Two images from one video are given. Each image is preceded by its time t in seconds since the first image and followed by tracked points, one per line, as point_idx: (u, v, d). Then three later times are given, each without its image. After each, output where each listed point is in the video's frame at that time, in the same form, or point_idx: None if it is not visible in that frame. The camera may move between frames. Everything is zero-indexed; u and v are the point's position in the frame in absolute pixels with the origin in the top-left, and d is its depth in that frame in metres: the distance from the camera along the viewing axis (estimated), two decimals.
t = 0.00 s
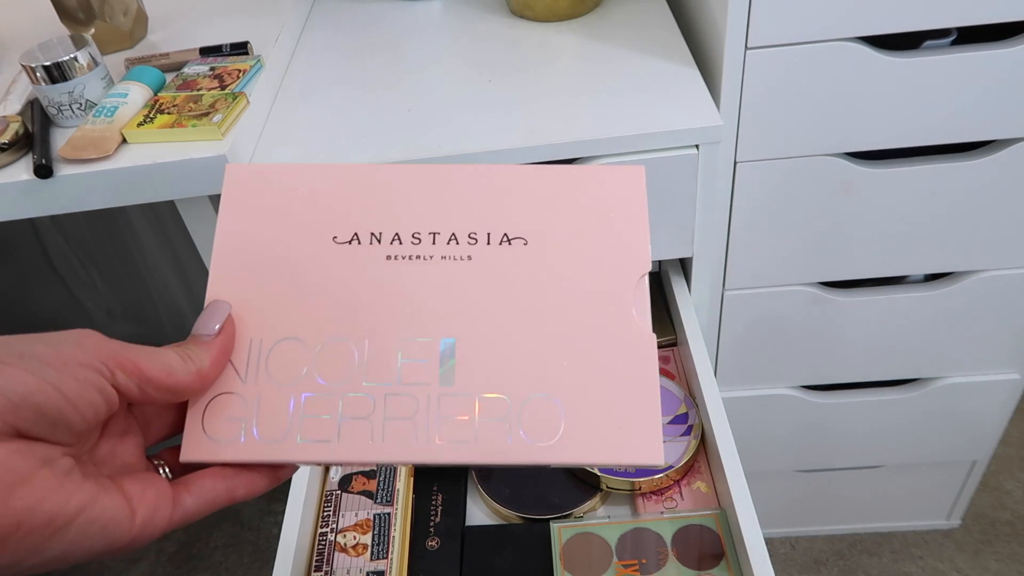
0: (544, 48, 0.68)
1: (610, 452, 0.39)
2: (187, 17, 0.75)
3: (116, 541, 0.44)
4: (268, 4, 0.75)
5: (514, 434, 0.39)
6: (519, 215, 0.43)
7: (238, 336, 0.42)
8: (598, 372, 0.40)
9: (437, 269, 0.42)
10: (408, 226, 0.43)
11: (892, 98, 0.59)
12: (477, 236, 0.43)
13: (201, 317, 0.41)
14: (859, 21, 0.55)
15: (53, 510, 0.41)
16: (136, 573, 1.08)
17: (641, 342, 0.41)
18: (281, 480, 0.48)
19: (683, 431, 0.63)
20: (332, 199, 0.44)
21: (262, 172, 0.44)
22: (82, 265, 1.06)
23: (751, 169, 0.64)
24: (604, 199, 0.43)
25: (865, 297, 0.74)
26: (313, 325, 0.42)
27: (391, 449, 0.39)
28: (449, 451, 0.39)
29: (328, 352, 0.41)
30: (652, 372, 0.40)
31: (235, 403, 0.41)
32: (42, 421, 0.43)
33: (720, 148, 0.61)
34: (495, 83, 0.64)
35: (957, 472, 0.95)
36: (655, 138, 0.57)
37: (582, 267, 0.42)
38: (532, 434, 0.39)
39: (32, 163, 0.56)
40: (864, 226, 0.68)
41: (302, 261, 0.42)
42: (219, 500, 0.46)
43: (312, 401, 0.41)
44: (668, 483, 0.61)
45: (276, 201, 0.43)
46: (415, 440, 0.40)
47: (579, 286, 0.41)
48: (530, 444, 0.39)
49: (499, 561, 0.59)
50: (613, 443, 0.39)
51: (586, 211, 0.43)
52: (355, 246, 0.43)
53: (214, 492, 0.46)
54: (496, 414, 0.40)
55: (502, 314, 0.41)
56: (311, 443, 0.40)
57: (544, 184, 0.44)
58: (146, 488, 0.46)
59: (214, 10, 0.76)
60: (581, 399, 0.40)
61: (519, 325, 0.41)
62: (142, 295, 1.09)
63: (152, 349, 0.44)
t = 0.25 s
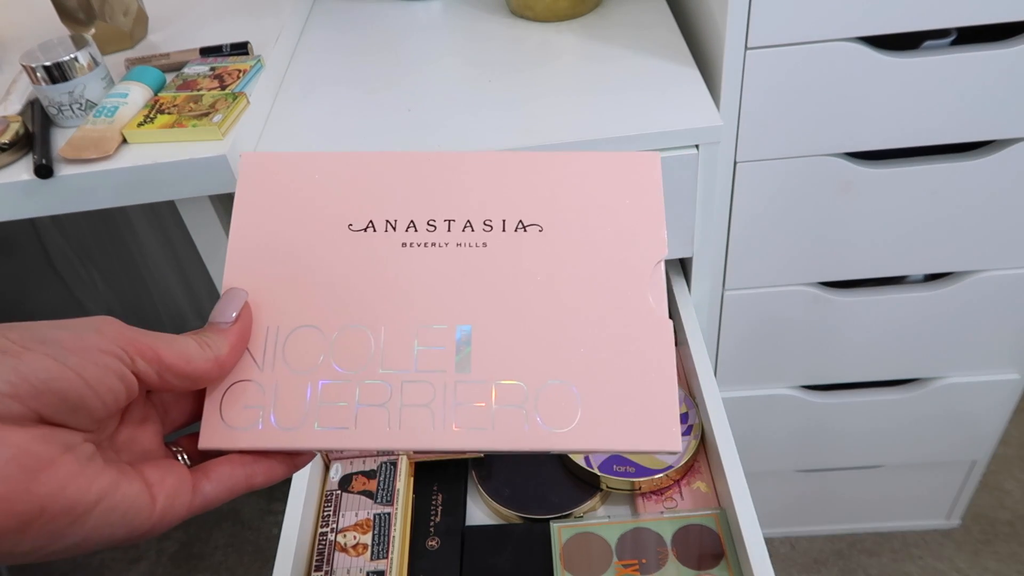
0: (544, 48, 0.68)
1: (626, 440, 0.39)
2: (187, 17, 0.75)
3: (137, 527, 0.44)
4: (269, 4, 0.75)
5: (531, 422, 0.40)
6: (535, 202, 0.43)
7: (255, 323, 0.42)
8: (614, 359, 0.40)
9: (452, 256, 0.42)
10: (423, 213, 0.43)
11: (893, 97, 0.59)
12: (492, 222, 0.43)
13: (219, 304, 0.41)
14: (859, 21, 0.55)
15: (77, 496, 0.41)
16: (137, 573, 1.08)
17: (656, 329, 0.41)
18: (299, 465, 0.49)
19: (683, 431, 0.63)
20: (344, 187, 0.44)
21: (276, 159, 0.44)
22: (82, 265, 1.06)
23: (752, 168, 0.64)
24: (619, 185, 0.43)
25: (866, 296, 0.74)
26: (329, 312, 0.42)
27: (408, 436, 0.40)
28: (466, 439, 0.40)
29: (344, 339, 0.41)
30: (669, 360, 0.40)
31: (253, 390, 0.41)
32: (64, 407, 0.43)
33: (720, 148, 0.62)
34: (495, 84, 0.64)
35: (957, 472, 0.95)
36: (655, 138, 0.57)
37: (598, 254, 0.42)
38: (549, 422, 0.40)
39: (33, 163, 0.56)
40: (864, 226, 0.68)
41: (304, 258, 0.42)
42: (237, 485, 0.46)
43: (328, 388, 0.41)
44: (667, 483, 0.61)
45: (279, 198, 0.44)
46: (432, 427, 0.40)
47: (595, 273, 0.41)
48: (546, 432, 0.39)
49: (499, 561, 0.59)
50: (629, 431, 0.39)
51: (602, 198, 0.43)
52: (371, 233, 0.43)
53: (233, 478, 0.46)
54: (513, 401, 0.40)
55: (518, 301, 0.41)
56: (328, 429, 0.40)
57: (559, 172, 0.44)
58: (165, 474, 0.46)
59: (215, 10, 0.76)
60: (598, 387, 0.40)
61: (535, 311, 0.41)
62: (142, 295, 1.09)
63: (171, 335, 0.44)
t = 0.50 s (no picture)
0: (543, 47, 0.68)
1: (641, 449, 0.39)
2: (188, 17, 0.75)
3: (151, 535, 0.44)
4: (269, 4, 0.75)
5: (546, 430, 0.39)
6: (550, 210, 0.43)
7: (270, 330, 0.42)
8: (629, 368, 0.40)
9: (467, 264, 0.42)
10: (439, 220, 0.43)
11: (893, 97, 0.59)
12: (508, 230, 0.43)
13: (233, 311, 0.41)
14: (859, 21, 0.55)
15: (91, 505, 0.41)
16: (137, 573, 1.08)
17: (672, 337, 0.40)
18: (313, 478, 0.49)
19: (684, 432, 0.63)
20: (360, 194, 0.44)
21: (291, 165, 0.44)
22: (82, 265, 1.06)
23: (753, 168, 0.64)
24: (637, 193, 0.43)
25: (866, 297, 0.74)
26: (344, 320, 0.42)
27: (421, 445, 0.39)
28: (480, 447, 0.39)
29: (360, 346, 0.41)
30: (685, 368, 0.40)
31: (267, 397, 0.41)
32: (78, 413, 0.43)
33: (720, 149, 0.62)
34: (495, 83, 0.64)
35: (958, 473, 0.95)
36: (654, 138, 0.57)
37: (613, 262, 0.42)
38: (563, 430, 0.39)
39: (33, 163, 0.56)
40: (864, 226, 0.68)
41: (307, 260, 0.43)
42: (251, 493, 0.46)
43: (342, 396, 0.41)
44: (667, 483, 0.61)
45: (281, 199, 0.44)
46: (446, 436, 0.40)
47: (611, 280, 0.41)
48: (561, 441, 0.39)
49: (499, 560, 0.59)
50: (645, 440, 0.39)
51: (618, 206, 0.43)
52: (386, 240, 0.43)
53: (247, 486, 0.46)
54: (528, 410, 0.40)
55: (534, 309, 0.41)
56: (342, 437, 0.40)
57: (575, 179, 0.44)
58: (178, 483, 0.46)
59: (215, 10, 0.76)
60: (613, 396, 0.40)
61: (551, 319, 0.41)
62: (142, 296, 1.09)
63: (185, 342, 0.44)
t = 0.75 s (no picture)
0: (544, 48, 0.68)
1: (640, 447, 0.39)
2: (188, 17, 0.75)
3: (149, 536, 0.44)
4: (269, 4, 0.75)
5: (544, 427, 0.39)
6: (546, 206, 0.43)
7: (266, 333, 0.41)
8: (627, 364, 0.40)
9: (464, 261, 0.42)
10: (435, 218, 0.43)
11: (894, 97, 0.59)
12: (505, 227, 0.43)
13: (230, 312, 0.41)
14: (859, 21, 0.55)
15: (88, 507, 0.41)
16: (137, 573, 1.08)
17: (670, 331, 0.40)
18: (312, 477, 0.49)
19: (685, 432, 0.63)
20: (356, 193, 0.44)
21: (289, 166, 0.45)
22: (82, 265, 1.05)
23: (753, 168, 0.64)
24: (632, 187, 0.43)
25: (866, 296, 0.74)
26: (341, 318, 0.42)
27: (420, 442, 0.39)
28: (479, 445, 0.39)
29: (357, 345, 0.41)
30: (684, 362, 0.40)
31: (265, 398, 0.41)
32: (76, 415, 0.43)
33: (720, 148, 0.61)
34: (496, 83, 0.64)
35: (958, 472, 0.95)
36: (655, 138, 0.57)
37: (610, 258, 0.42)
38: (562, 427, 0.39)
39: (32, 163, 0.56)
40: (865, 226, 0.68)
41: (306, 259, 0.43)
42: (249, 493, 0.46)
43: (340, 395, 0.41)
44: (667, 483, 0.61)
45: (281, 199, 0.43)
46: (444, 433, 0.40)
47: (607, 276, 0.41)
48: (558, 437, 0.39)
49: (499, 560, 0.59)
50: (643, 437, 0.39)
51: (615, 202, 0.43)
52: (382, 239, 0.43)
53: (245, 486, 0.46)
54: (526, 407, 0.40)
55: (531, 305, 0.41)
56: (341, 436, 0.40)
57: (572, 175, 0.44)
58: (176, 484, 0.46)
59: (215, 10, 0.76)
60: (611, 392, 0.40)
61: (548, 317, 0.41)
62: (141, 295, 1.09)
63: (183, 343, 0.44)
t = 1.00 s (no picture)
0: (544, 48, 0.68)
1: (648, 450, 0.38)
2: (187, 17, 0.75)
3: (157, 542, 0.44)
4: (269, 4, 0.75)
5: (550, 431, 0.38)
6: (551, 206, 0.42)
7: (274, 335, 0.41)
8: (635, 367, 0.39)
9: (468, 262, 0.41)
10: (440, 218, 0.42)
11: (894, 97, 0.59)
12: (509, 227, 0.42)
13: (236, 317, 0.40)
14: (859, 21, 0.55)
15: (95, 515, 0.41)
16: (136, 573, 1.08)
17: (680, 332, 0.39)
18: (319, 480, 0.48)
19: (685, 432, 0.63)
20: (359, 193, 0.43)
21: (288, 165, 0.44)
22: (82, 265, 1.05)
23: (754, 168, 0.64)
24: (639, 184, 0.42)
25: (867, 296, 0.73)
26: (344, 322, 0.41)
27: (425, 448, 0.38)
28: (485, 450, 0.38)
29: (361, 348, 0.40)
30: (694, 363, 0.39)
31: (272, 403, 0.40)
32: (82, 423, 0.42)
33: (720, 148, 0.61)
34: (495, 83, 0.64)
35: (959, 472, 0.95)
36: (655, 138, 0.57)
37: (617, 258, 0.41)
38: (569, 432, 0.38)
39: (32, 163, 0.56)
40: (866, 226, 0.68)
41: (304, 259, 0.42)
42: (257, 497, 0.46)
43: (345, 399, 0.40)
44: (668, 483, 0.61)
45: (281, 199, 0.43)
46: (450, 438, 0.39)
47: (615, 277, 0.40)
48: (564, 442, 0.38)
49: (499, 561, 0.59)
50: (652, 440, 0.38)
51: (621, 200, 0.42)
52: (386, 241, 0.42)
53: (253, 491, 0.45)
54: (533, 411, 0.39)
55: (536, 307, 0.40)
56: (347, 441, 0.39)
57: (577, 174, 0.43)
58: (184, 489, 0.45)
59: (215, 10, 0.76)
60: (620, 395, 0.39)
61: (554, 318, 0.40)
62: (141, 295, 1.09)
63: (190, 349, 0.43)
